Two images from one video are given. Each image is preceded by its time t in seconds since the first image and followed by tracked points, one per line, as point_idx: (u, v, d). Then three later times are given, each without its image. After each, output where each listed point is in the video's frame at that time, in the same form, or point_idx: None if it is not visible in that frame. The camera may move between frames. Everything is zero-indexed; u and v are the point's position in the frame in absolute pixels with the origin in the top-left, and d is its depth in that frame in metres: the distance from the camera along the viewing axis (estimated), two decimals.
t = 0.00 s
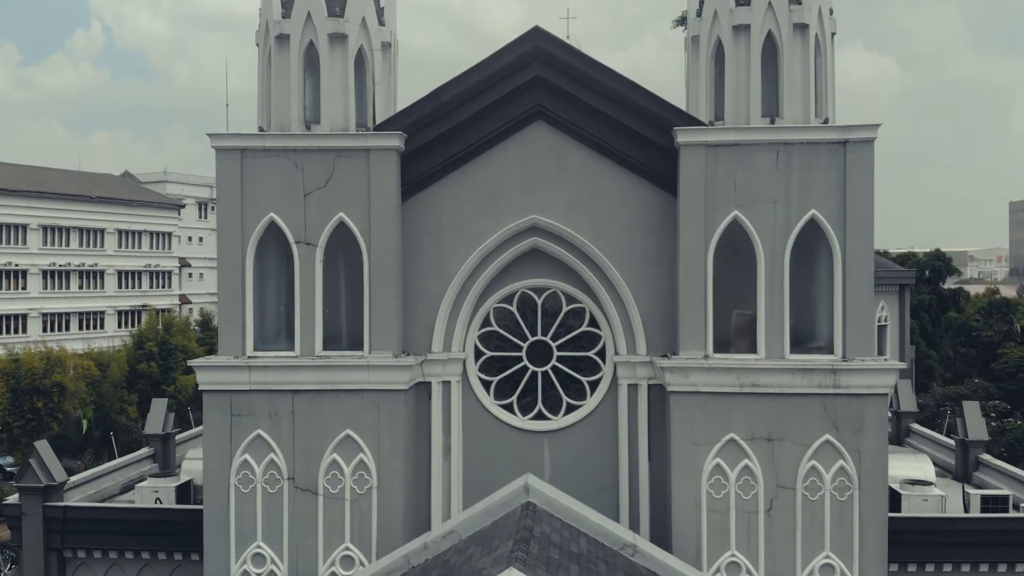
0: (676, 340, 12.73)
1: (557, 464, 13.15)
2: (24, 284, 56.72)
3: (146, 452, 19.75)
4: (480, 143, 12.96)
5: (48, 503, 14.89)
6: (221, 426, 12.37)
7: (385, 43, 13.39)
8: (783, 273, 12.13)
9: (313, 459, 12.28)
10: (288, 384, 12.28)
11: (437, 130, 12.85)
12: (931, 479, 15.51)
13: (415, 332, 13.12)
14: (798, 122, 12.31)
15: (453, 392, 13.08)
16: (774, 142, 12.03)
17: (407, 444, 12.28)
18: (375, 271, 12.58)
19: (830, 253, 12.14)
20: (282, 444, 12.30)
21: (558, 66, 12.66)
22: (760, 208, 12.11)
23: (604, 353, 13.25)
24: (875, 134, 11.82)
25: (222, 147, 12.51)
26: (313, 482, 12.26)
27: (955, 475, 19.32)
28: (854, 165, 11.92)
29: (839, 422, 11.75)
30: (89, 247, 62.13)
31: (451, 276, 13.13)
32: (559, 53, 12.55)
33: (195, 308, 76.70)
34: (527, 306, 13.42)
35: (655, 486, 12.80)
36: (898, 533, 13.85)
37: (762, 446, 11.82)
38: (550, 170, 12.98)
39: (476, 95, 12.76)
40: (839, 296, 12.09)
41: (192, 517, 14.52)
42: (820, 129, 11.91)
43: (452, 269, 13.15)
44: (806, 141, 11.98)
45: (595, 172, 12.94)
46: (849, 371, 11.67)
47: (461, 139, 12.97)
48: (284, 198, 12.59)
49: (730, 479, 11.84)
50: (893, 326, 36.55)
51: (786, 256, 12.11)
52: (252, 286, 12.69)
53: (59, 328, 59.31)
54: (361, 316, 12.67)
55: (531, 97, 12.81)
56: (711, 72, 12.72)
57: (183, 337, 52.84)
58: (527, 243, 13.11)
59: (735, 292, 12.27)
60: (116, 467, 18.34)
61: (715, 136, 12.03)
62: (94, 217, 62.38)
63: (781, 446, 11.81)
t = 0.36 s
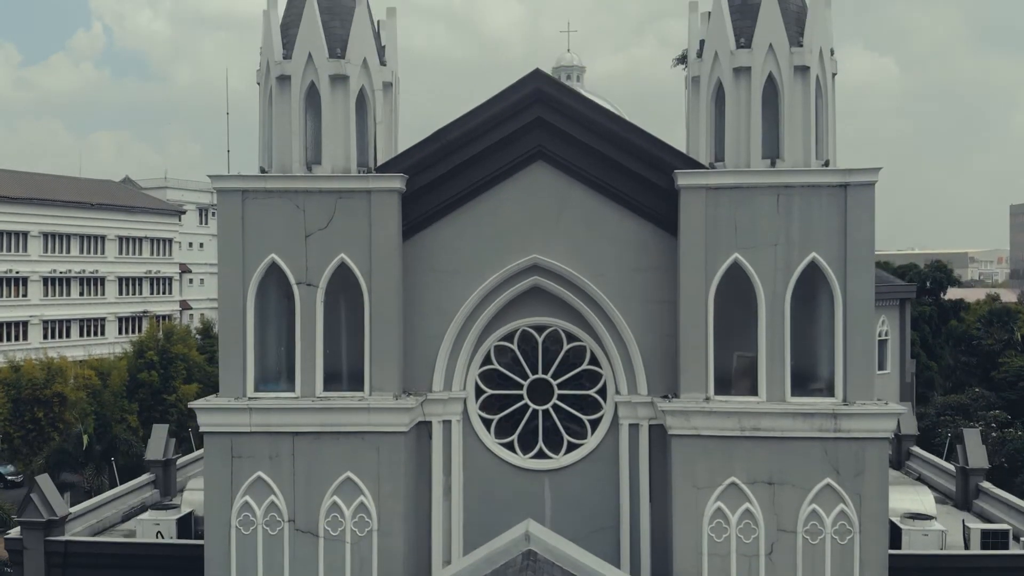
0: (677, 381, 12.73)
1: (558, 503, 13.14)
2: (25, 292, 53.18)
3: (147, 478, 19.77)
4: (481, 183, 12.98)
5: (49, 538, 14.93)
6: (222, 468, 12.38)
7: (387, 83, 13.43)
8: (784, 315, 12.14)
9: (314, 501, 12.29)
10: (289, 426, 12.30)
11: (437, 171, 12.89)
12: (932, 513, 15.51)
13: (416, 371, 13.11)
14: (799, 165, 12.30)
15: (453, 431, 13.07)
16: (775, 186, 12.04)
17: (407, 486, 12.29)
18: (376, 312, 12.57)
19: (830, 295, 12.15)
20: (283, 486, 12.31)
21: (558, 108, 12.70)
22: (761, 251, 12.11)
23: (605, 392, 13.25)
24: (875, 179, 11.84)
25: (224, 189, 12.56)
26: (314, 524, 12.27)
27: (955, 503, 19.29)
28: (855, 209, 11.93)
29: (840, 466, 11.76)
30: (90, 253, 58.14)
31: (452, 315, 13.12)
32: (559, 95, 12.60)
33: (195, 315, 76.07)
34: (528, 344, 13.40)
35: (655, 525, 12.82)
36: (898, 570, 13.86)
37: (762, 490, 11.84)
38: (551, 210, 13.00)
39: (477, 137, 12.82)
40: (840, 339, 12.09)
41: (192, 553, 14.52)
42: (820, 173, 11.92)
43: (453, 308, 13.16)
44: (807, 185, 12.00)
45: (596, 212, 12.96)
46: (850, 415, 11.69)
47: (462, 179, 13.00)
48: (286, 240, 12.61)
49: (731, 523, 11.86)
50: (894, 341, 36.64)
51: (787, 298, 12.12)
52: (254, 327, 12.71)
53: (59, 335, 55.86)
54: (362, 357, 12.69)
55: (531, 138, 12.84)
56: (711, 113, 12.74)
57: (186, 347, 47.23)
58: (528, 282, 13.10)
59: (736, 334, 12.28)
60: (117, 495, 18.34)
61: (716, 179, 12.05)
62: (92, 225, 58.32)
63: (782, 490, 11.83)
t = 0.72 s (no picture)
0: (677, 420, 12.73)
1: (559, 541, 13.15)
2: (26, 299, 52.24)
3: (148, 503, 19.77)
4: (482, 222, 13.01)
5: (50, 572, 14.96)
6: (223, 507, 12.39)
7: (388, 121, 13.48)
8: (785, 356, 12.14)
9: (315, 541, 12.31)
10: (290, 466, 12.31)
11: (438, 210, 12.94)
12: (932, 545, 15.51)
13: (416, 409, 13.11)
14: (800, 205, 12.29)
15: (454, 470, 13.07)
16: (775, 227, 12.05)
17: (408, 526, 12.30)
18: (377, 352, 12.56)
19: (831, 336, 12.16)
20: (283, 526, 12.33)
21: (559, 148, 12.74)
22: (761, 292, 12.12)
23: (607, 429, 13.23)
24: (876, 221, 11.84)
25: (225, 229, 12.58)
26: (315, 564, 12.30)
27: (955, 529, 19.30)
28: (855, 251, 11.94)
29: (841, 508, 11.76)
30: (91, 260, 57.17)
31: (453, 352, 13.12)
32: (559, 136, 12.64)
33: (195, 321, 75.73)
34: (529, 381, 13.37)
35: (656, 564, 12.83)
36: None
37: (763, 531, 11.85)
38: (551, 249, 13.01)
39: (478, 177, 12.86)
40: (841, 380, 12.10)
41: None
42: (821, 215, 11.92)
43: (454, 346, 13.14)
44: (807, 227, 12.01)
45: (596, 250, 12.95)
46: (851, 458, 11.70)
47: (463, 218, 13.03)
48: (286, 279, 12.61)
49: (732, 565, 11.88)
50: (893, 354, 36.47)
51: (788, 339, 12.12)
52: (255, 367, 12.72)
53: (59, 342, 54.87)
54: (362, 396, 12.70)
55: (532, 178, 12.87)
56: (711, 151, 12.75)
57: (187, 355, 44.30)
58: (529, 319, 13.08)
59: (737, 374, 12.29)
60: (119, 522, 18.33)
61: (716, 221, 12.07)
62: (92, 231, 57.13)
63: (782, 532, 11.84)
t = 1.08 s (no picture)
0: (678, 461, 12.72)
1: None
2: (26, 306, 51.82)
3: (149, 531, 19.79)
4: (482, 264, 12.97)
5: None
6: (223, 550, 12.41)
7: (389, 161, 13.53)
8: (785, 400, 12.13)
9: None
10: (290, 510, 12.33)
11: (438, 252, 12.91)
12: None
13: (416, 450, 13.10)
14: (800, 248, 12.29)
15: (454, 510, 13.06)
16: (776, 270, 12.05)
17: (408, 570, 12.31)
18: (377, 393, 12.56)
19: (831, 379, 12.16)
20: (283, 569, 12.35)
21: (559, 190, 12.75)
22: (762, 336, 12.11)
23: (607, 469, 13.21)
24: (877, 266, 11.85)
25: (226, 272, 12.59)
26: None
27: (954, 557, 19.28)
28: (856, 295, 11.94)
29: (841, 553, 11.77)
30: (91, 266, 56.46)
31: (453, 393, 13.09)
32: (560, 178, 12.65)
33: (196, 327, 75.61)
34: (529, 421, 13.32)
35: None
36: None
37: None
38: (551, 290, 12.97)
39: (478, 218, 12.86)
40: (840, 423, 12.11)
41: None
42: (822, 259, 11.92)
43: (454, 385, 13.12)
44: (808, 271, 12.00)
45: (596, 291, 12.93)
46: (851, 503, 11.71)
47: (464, 259, 13.01)
48: (286, 322, 12.62)
49: None
50: (893, 369, 36.46)
51: (788, 383, 12.12)
52: (255, 409, 12.73)
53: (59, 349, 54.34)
54: (362, 438, 12.69)
55: (532, 220, 12.86)
56: (710, 192, 12.77)
57: (187, 364, 43.80)
58: (529, 359, 13.03)
59: (738, 417, 12.30)
60: (120, 551, 18.35)
61: (716, 264, 12.04)
62: (93, 239, 56.48)
63: None
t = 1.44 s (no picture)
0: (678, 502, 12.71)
1: None
2: (27, 313, 51.20)
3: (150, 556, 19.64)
4: (482, 303, 12.95)
5: None
6: None
7: (389, 200, 13.54)
8: (785, 442, 12.12)
9: None
10: (291, 551, 12.34)
11: (438, 292, 12.88)
12: None
13: (416, 489, 13.09)
14: (800, 289, 12.29)
15: (455, 549, 13.04)
16: (776, 313, 12.06)
17: None
18: (377, 433, 12.54)
19: (831, 421, 12.16)
20: None
21: (559, 231, 12.76)
22: (762, 379, 12.11)
23: (608, 508, 13.18)
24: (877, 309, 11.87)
25: (227, 313, 12.61)
26: None
27: None
28: (856, 337, 11.94)
29: None
30: (91, 273, 56.07)
31: (453, 432, 13.08)
32: (560, 219, 12.67)
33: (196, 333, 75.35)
34: (530, 459, 13.29)
35: None
36: None
37: None
38: (552, 329, 12.96)
39: (479, 258, 12.86)
40: (840, 465, 12.11)
41: None
42: (822, 302, 11.93)
43: (454, 424, 13.10)
44: (808, 313, 12.01)
45: (596, 331, 12.92)
46: (851, 546, 11.71)
47: (464, 299, 12.97)
48: (287, 362, 12.62)
49: None
50: (894, 383, 36.46)
51: (789, 425, 12.11)
52: (255, 448, 12.74)
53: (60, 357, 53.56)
54: (363, 479, 12.69)
55: (532, 259, 12.86)
56: (710, 232, 12.78)
57: (188, 373, 42.89)
58: (530, 398, 12.99)
59: (739, 458, 12.30)
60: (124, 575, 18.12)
61: (717, 307, 12.04)
62: (92, 247, 55.99)
63: None
